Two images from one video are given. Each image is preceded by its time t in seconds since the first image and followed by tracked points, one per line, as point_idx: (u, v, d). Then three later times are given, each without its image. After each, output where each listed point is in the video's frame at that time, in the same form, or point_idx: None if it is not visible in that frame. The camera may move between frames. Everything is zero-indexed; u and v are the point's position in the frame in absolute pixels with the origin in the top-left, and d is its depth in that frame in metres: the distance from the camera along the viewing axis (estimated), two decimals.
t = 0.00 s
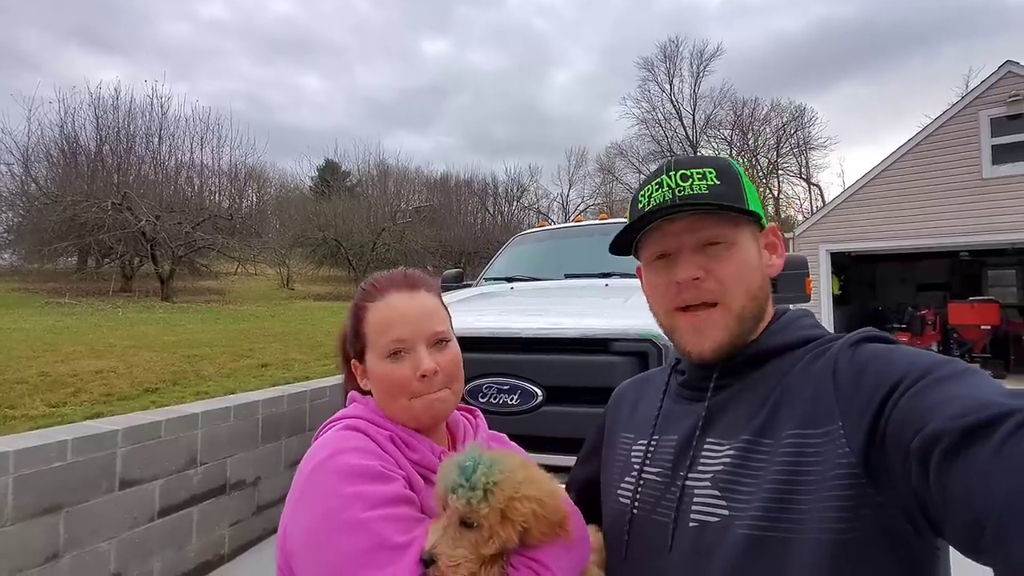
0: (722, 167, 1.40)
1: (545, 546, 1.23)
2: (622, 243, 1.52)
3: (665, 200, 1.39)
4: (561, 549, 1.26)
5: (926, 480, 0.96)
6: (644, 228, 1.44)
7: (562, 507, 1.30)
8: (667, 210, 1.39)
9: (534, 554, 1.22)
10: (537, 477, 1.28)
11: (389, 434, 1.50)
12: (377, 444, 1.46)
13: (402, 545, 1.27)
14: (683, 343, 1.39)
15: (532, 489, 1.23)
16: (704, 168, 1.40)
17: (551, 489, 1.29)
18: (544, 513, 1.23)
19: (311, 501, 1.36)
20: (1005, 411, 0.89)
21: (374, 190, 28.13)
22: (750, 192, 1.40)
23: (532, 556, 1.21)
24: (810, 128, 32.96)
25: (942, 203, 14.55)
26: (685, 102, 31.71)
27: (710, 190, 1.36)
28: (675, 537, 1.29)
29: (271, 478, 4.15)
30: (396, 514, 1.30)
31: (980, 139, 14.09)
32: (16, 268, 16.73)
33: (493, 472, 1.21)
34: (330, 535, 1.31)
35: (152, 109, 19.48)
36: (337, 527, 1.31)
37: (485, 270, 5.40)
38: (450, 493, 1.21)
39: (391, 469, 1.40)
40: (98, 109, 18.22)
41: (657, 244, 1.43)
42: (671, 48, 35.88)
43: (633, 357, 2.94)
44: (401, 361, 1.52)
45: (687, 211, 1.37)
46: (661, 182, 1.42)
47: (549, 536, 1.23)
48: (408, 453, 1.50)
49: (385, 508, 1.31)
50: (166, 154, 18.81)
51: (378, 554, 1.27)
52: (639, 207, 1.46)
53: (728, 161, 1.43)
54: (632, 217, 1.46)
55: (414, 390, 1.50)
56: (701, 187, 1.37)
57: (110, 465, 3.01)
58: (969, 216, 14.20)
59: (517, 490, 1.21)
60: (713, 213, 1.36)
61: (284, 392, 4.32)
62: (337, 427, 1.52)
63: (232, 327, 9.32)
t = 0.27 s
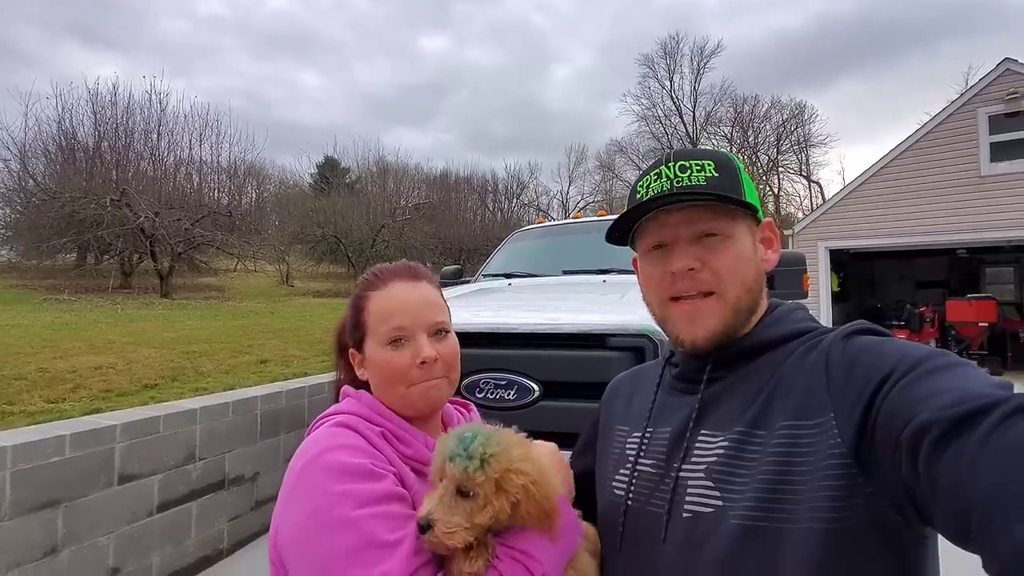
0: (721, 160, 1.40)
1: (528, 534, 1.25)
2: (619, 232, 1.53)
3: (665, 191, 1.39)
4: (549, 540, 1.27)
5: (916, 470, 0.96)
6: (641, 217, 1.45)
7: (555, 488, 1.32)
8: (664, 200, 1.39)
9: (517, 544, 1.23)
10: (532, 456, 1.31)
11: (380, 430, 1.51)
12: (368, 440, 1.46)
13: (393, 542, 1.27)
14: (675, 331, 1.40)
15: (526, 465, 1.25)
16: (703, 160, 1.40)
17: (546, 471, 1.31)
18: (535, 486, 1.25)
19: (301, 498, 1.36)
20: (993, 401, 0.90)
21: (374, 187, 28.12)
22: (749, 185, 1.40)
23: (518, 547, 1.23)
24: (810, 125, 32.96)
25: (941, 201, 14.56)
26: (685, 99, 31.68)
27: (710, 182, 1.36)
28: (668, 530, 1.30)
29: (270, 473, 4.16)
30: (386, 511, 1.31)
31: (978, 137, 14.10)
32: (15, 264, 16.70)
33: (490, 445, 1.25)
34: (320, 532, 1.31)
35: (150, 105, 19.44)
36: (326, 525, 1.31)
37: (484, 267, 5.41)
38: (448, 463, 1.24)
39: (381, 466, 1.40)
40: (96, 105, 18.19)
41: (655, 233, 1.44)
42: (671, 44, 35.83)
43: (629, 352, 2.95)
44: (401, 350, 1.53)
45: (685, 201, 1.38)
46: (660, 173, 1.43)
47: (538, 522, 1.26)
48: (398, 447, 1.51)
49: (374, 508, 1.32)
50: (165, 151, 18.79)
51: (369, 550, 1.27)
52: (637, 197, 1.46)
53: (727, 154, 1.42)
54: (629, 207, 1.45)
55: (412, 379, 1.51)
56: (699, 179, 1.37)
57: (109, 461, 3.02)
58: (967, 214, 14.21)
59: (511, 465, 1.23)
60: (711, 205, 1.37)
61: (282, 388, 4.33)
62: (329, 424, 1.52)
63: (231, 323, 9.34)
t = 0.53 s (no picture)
0: (720, 155, 1.40)
1: (521, 519, 1.28)
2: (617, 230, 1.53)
3: (664, 186, 1.39)
4: (549, 531, 1.29)
5: (915, 465, 0.96)
6: (640, 214, 1.45)
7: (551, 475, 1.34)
8: (662, 195, 1.39)
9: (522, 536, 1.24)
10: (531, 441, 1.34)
11: (380, 429, 1.51)
12: (367, 438, 1.46)
13: (394, 538, 1.28)
14: (674, 324, 1.39)
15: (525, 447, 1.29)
16: (703, 155, 1.40)
17: (546, 461, 1.33)
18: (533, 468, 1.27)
19: (301, 496, 1.36)
20: (992, 397, 0.90)
21: (374, 184, 28.09)
22: (749, 180, 1.40)
23: (518, 536, 1.24)
24: (810, 123, 32.93)
25: (941, 198, 14.55)
26: (685, 97, 31.63)
27: (709, 177, 1.36)
28: (667, 526, 1.30)
29: (270, 470, 4.16)
30: (386, 508, 1.31)
31: (978, 134, 14.08)
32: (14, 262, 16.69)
33: (490, 425, 1.30)
34: (321, 530, 1.31)
35: (149, 102, 19.41)
36: (327, 523, 1.31)
37: (484, 264, 5.41)
38: (449, 440, 1.28)
39: (381, 464, 1.40)
40: (95, 102, 18.18)
41: (654, 231, 1.44)
42: (672, 42, 35.77)
43: (628, 349, 2.95)
44: (398, 357, 1.53)
45: (683, 198, 1.38)
46: (660, 168, 1.43)
47: (537, 505, 1.28)
48: (398, 444, 1.51)
49: (373, 503, 1.32)
50: (164, 148, 18.77)
51: (370, 547, 1.28)
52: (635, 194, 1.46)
53: (726, 149, 1.42)
54: (628, 202, 1.45)
55: (406, 385, 1.52)
56: (699, 175, 1.37)
57: (109, 458, 3.03)
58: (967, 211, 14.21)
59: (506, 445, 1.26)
60: (711, 202, 1.37)
61: (282, 385, 4.33)
62: (328, 423, 1.52)
63: (231, 321, 9.34)
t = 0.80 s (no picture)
0: (728, 151, 1.40)
1: (535, 523, 1.30)
2: (622, 224, 1.52)
3: (671, 181, 1.39)
4: (557, 532, 1.29)
5: (920, 462, 0.96)
6: (646, 210, 1.44)
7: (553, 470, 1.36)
8: (670, 190, 1.39)
9: (539, 544, 1.26)
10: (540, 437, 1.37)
11: (386, 427, 1.51)
12: (373, 437, 1.46)
13: (404, 538, 1.28)
14: (680, 325, 1.39)
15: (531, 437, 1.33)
16: (714, 151, 1.40)
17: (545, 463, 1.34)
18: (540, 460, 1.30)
19: (309, 496, 1.36)
20: (1000, 395, 0.90)
21: (374, 183, 28.09)
22: (756, 177, 1.40)
23: (532, 542, 1.26)
24: (810, 121, 32.92)
25: (942, 196, 14.54)
26: (685, 95, 31.59)
27: (717, 173, 1.36)
28: (671, 523, 1.30)
29: (271, 468, 4.17)
30: (393, 507, 1.31)
31: (979, 132, 14.06)
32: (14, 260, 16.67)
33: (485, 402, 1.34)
34: (328, 530, 1.31)
35: (149, 100, 19.40)
36: (333, 523, 1.31)
37: (484, 262, 5.40)
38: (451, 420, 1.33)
39: (389, 464, 1.39)
40: (94, 101, 18.17)
41: (660, 226, 1.43)
42: (672, 40, 35.72)
43: (630, 347, 2.94)
44: (418, 339, 1.52)
45: (693, 193, 1.38)
46: (667, 163, 1.42)
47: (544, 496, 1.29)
48: (404, 443, 1.51)
49: (383, 504, 1.31)
50: (164, 147, 18.76)
51: (379, 547, 1.28)
52: (643, 187, 1.45)
53: (733, 144, 1.43)
54: (635, 198, 1.45)
55: (429, 364, 1.51)
56: (707, 170, 1.37)
57: (110, 455, 3.03)
58: (967, 209, 14.20)
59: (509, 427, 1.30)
60: (718, 197, 1.37)
61: (283, 383, 4.33)
62: (333, 422, 1.51)
63: (232, 320, 9.34)
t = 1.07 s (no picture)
0: (735, 152, 1.40)
1: (525, 514, 1.30)
2: (623, 222, 1.52)
3: (678, 179, 1.39)
4: (550, 528, 1.30)
5: (914, 464, 0.97)
6: (649, 209, 1.45)
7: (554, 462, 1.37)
8: (675, 188, 1.38)
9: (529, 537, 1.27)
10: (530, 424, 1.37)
11: (383, 428, 1.52)
12: (370, 438, 1.47)
13: (398, 539, 1.29)
14: (677, 326, 1.41)
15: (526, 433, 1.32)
16: (722, 150, 1.40)
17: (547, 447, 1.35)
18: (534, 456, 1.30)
19: (305, 496, 1.37)
20: (993, 397, 0.91)
21: (374, 181, 28.10)
22: (762, 180, 1.40)
23: (525, 537, 1.27)
24: (810, 120, 32.92)
25: (941, 196, 14.54)
26: (686, 94, 31.57)
27: (723, 173, 1.36)
28: (666, 523, 1.31)
29: (271, 466, 4.18)
30: (390, 508, 1.33)
31: (979, 132, 14.07)
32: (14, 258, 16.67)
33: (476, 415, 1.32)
34: (325, 530, 1.31)
35: (149, 99, 19.40)
36: (329, 523, 1.32)
37: (484, 261, 5.41)
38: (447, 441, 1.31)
39: (385, 463, 1.41)
40: (94, 98, 18.17)
41: (662, 225, 1.44)
42: (673, 38, 35.70)
43: (629, 347, 2.95)
44: (423, 344, 1.53)
45: (697, 193, 1.38)
46: (675, 159, 1.42)
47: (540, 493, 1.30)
48: (403, 443, 1.52)
49: (379, 503, 1.33)
50: (164, 144, 18.76)
51: (374, 547, 1.29)
52: (648, 184, 1.45)
53: (740, 145, 1.43)
54: (639, 197, 1.45)
55: (434, 370, 1.52)
56: (714, 170, 1.37)
57: (110, 454, 3.04)
58: (967, 209, 14.20)
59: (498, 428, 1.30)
60: (722, 200, 1.37)
61: (282, 381, 4.34)
62: (330, 423, 1.52)
63: (232, 318, 9.35)
